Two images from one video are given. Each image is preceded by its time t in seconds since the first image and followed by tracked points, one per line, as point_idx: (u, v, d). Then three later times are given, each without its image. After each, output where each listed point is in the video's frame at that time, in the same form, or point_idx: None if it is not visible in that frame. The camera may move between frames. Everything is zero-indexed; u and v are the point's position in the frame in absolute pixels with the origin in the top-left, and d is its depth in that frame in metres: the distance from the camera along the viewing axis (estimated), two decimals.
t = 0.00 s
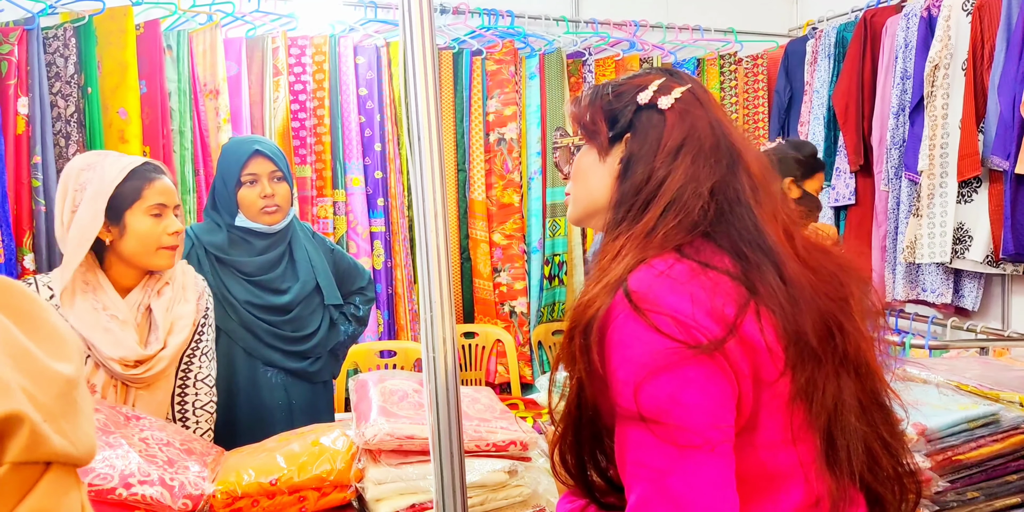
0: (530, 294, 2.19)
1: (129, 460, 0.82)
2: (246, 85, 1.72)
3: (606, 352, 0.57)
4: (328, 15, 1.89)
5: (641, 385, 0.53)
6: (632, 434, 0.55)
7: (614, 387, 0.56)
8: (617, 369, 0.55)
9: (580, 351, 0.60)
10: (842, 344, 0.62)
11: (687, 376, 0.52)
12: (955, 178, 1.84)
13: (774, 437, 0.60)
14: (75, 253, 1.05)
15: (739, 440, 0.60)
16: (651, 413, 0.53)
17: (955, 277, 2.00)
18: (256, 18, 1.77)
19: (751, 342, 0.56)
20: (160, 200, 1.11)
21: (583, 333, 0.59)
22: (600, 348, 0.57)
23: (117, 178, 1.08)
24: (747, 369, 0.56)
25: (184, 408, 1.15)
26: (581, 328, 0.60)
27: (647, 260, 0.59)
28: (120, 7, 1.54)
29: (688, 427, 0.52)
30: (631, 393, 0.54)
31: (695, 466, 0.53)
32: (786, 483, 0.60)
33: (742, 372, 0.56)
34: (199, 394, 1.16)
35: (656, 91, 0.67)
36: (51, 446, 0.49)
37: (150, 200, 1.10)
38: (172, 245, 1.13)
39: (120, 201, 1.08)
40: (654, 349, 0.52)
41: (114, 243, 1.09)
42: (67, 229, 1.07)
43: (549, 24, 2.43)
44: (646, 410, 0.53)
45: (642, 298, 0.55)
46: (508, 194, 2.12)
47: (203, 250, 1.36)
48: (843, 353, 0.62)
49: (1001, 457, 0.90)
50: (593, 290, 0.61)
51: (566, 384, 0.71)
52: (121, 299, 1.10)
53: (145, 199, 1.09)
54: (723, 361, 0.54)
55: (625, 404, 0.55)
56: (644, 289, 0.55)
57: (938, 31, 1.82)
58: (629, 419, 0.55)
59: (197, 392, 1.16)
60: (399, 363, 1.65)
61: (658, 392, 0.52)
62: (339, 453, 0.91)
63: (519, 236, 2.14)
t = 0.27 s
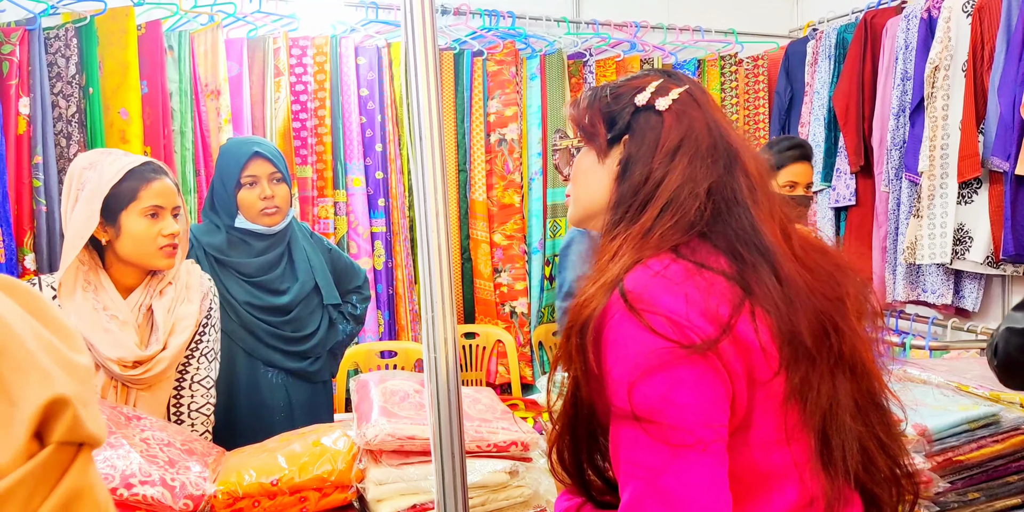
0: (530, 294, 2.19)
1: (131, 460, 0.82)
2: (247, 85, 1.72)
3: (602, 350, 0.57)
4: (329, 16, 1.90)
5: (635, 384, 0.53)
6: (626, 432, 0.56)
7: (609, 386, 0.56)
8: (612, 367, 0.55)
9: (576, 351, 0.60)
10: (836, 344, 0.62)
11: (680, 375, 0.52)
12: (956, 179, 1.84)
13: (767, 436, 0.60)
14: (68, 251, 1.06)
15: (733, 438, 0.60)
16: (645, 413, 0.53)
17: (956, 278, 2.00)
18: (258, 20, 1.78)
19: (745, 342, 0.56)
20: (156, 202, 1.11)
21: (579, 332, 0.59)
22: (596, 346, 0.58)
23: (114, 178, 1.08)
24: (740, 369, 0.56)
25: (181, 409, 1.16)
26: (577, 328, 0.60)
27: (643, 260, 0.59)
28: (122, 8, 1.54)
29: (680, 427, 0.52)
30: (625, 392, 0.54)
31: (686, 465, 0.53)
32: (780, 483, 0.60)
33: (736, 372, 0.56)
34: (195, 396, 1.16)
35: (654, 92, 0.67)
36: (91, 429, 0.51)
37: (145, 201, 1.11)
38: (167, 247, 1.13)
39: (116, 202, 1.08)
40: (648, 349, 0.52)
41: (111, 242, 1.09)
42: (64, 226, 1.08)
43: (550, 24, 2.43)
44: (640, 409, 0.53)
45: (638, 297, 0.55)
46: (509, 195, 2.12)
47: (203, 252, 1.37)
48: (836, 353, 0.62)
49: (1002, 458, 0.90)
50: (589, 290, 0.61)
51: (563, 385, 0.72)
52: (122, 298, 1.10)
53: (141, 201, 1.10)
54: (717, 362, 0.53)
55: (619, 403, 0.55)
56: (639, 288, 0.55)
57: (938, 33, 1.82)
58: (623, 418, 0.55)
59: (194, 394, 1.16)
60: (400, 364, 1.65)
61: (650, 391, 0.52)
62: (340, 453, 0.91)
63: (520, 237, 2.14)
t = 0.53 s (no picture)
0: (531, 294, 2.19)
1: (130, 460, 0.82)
2: (247, 84, 1.72)
3: (600, 349, 0.57)
4: (330, 15, 1.89)
5: (632, 382, 0.53)
6: (625, 428, 0.55)
7: (607, 384, 0.56)
8: (610, 364, 0.55)
9: (573, 350, 0.60)
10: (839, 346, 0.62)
11: (676, 374, 0.52)
12: (956, 179, 1.84)
13: (767, 437, 0.59)
14: (57, 250, 1.07)
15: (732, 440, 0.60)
16: (642, 411, 0.53)
17: (956, 279, 1.99)
18: (258, 18, 1.79)
19: (745, 342, 0.56)
20: (144, 202, 1.10)
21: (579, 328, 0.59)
22: (595, 345, 0.57)
23: (102, 179, 1.08)
24: (741, 369, 0.56)
25: (182, 409, 1.15)
26: (579, 328, 0.59)
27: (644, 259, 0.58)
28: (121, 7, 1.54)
29: (681, 425, 0.52)
30: (622, 389, 0.54)
31: (685, 463, 0.52)
32: (779, 484, 0.60)
33: (736, 372, 0.56)
34: (196, 396, 1.16)
35: (657, 90, 0.66)
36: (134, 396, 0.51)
37: (133, 203, 1.09)
38: (156, 248, 1.12)
39: (103, 203, 1.08)
40: (645, 347, 0.53)
41: (100, 243, 1.09)
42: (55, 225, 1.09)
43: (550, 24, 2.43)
44: (637, 407, 0.53)
45: (637, 295, 0.55)
46: (510, 194, 2.12)
47: (202, 251, 1.38)
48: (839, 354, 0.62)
49: (1003, 458, 0.90)
50: (590, 288, 0.60)
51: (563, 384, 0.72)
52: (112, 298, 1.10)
53: (128, 202, 1.09)
54: (716, 361, 0.54)
55: (617, 401, 0.55)
56: (637, 286, 0.55)
57: (940, 32, 1.82)
58: (622, 415, 0.55)
59: (195, 393, 1.16)
60: (401, 363, 1.65)
61: (648, 389, 0.52)
62: (340, 453, 0.91)
63: (521, 236, 2.14)
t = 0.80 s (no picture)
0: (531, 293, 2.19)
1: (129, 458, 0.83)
2: (247, 84, 1.73)
3: (631, 342, 0.54)
4: (330, 15, 1.89)
5: (671, 383, 0.51)
6: (653, 420, 0.53)
7: (635, 378, 0.54)
8: (643, 359, 0.53)
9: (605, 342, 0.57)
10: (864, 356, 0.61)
11: (722, 379, 0.50)
12: (955, 178, 1.84)
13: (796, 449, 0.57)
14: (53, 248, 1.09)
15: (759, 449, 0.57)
16: (677, 413, 0.51)
17: (955, 277, 1.98)
18: (258, 18, 1.81)
19: (790, 350, 0.54)
20: (135, 196, 1.12)
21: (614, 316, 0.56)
22: (628, 338, 0.55)
23: (92, 174, 1.11)
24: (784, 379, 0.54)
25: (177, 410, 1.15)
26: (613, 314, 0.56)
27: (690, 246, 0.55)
28: (121, 7, 1.54)
29: (720, 433, 0.50)
30: (660, 388, 0.51)
31: (714, 473, 0.50)
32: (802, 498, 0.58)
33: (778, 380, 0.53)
34: (192, 396, 1.15)
35: (722, 63, 0.58)
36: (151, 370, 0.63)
37: (124, 196, 1.12)
38: (150, 243, 1.12)
39: (95, 198, 1.10)
40: (688, 348, 0.50)
41: (94, 239, 1.11)
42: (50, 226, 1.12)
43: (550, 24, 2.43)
44: (672, 409, 0.51)
45: (679, 287, 0.53)
46: (509, 194, 2.12)
47: (202, 251, 1.38)
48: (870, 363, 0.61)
49: (1001, 456, 0.90)
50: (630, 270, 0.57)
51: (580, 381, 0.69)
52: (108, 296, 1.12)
53: (119, 196, 1.11)
54: (760, 369, 0.52)
55: (647, 397, 0.53)
56: (681, 276, 0.53)
57: (939, 32, 1.82)
58: (651, 411, 0.53)
59: (191, 393, 1.15)
60: (400, 363, 1.65)
61: (687, 391, 0.50)
62: (340, 452, 0.92)
63: (521, 236, 2.14)
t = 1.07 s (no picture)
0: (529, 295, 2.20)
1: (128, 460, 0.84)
2: (247, 86, 1.73)
3: (751, 365, 0.50)
4: (330, 16, 1.90)
5: (808, 423, 0.47)
6: (767, 453, 0.48)
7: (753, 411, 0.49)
8: (768, 388, 0.48)
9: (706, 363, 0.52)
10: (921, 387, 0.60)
11: (855, 423, 0.47)
12: (952, 178, 1.85)
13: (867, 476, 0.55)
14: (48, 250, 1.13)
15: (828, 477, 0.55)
16: (807, 454, 0.47)
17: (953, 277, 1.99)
18: (257, 20, 1.78)
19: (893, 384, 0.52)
20: (124, 195, 1.13)
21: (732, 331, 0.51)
22: (747, 360, 0.50)
23: (80, 176, 1.13)
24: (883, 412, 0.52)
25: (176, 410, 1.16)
26: (722, 331, 0.52)
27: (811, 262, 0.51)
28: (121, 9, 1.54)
29: (842, 479, 0.47)
30: (792, 423, 0.47)
31: None
32: None
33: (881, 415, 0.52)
34: (190, 397, 1.17)
35: (801, 38, 0.54)
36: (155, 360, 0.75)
37: (113, 196, 1.13)
38: (140, 241, 1.14)
39: (86, 198, 1.12)
40: (826, 383, 0.47)
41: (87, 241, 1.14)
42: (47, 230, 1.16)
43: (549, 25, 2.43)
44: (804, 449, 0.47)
45: (817, 315, 0.49)
46: (508, 195, 2.12)
47: (201, 253, 1.39)
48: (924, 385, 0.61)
49: (997, 455, 0.90)
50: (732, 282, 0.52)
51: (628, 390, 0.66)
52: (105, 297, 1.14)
53: (108, 196, 1.13)
54: (876, 406, 0.50)
55: (769, 428, 0.48)
56: (818, 303, 0.49)
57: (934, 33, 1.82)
58: (765, 443, 0.49)
59: (189, 395, 1.17)
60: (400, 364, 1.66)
61: (825, 431, 0.47)
62: (339, 453, 0.92)
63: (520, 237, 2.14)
